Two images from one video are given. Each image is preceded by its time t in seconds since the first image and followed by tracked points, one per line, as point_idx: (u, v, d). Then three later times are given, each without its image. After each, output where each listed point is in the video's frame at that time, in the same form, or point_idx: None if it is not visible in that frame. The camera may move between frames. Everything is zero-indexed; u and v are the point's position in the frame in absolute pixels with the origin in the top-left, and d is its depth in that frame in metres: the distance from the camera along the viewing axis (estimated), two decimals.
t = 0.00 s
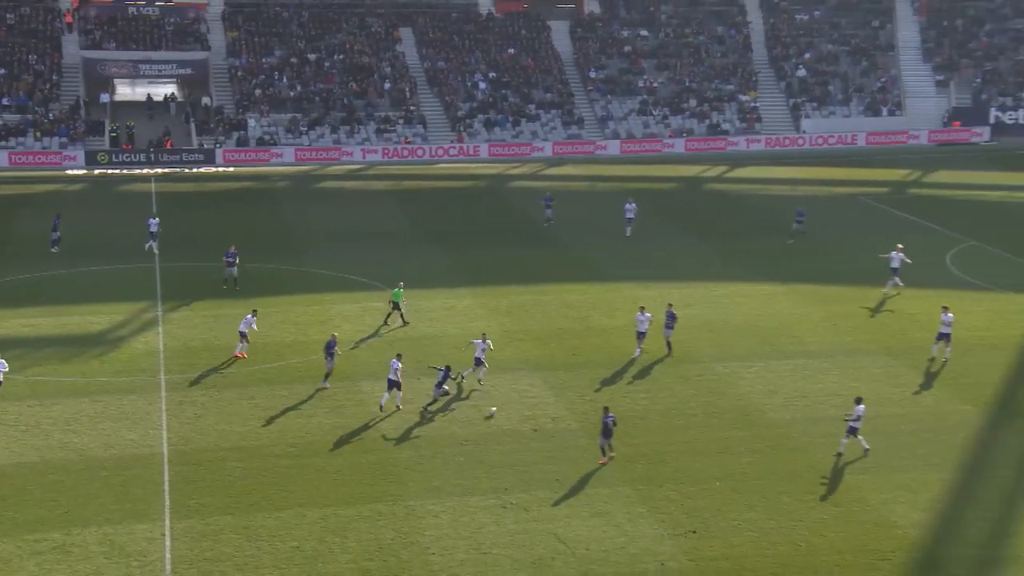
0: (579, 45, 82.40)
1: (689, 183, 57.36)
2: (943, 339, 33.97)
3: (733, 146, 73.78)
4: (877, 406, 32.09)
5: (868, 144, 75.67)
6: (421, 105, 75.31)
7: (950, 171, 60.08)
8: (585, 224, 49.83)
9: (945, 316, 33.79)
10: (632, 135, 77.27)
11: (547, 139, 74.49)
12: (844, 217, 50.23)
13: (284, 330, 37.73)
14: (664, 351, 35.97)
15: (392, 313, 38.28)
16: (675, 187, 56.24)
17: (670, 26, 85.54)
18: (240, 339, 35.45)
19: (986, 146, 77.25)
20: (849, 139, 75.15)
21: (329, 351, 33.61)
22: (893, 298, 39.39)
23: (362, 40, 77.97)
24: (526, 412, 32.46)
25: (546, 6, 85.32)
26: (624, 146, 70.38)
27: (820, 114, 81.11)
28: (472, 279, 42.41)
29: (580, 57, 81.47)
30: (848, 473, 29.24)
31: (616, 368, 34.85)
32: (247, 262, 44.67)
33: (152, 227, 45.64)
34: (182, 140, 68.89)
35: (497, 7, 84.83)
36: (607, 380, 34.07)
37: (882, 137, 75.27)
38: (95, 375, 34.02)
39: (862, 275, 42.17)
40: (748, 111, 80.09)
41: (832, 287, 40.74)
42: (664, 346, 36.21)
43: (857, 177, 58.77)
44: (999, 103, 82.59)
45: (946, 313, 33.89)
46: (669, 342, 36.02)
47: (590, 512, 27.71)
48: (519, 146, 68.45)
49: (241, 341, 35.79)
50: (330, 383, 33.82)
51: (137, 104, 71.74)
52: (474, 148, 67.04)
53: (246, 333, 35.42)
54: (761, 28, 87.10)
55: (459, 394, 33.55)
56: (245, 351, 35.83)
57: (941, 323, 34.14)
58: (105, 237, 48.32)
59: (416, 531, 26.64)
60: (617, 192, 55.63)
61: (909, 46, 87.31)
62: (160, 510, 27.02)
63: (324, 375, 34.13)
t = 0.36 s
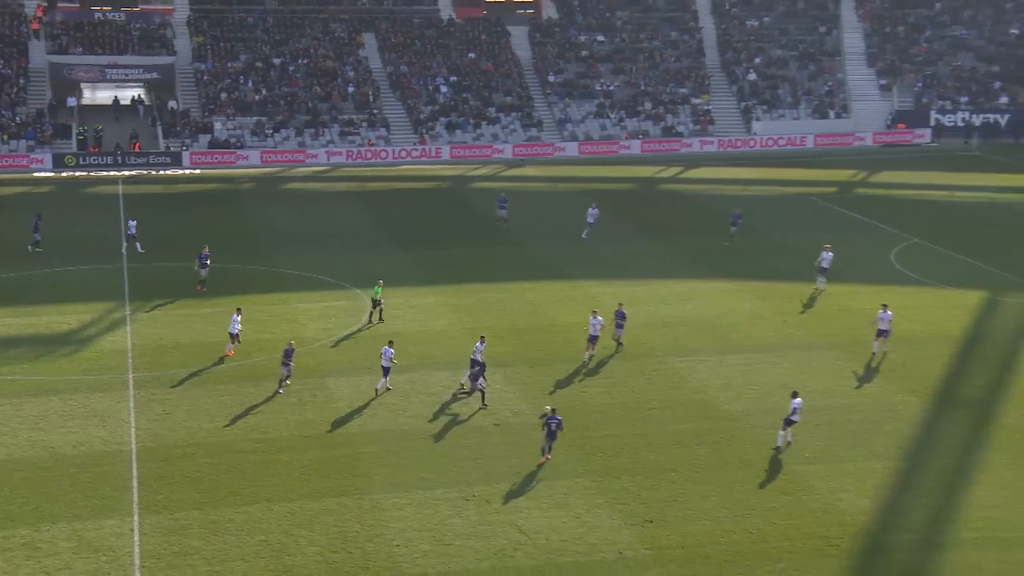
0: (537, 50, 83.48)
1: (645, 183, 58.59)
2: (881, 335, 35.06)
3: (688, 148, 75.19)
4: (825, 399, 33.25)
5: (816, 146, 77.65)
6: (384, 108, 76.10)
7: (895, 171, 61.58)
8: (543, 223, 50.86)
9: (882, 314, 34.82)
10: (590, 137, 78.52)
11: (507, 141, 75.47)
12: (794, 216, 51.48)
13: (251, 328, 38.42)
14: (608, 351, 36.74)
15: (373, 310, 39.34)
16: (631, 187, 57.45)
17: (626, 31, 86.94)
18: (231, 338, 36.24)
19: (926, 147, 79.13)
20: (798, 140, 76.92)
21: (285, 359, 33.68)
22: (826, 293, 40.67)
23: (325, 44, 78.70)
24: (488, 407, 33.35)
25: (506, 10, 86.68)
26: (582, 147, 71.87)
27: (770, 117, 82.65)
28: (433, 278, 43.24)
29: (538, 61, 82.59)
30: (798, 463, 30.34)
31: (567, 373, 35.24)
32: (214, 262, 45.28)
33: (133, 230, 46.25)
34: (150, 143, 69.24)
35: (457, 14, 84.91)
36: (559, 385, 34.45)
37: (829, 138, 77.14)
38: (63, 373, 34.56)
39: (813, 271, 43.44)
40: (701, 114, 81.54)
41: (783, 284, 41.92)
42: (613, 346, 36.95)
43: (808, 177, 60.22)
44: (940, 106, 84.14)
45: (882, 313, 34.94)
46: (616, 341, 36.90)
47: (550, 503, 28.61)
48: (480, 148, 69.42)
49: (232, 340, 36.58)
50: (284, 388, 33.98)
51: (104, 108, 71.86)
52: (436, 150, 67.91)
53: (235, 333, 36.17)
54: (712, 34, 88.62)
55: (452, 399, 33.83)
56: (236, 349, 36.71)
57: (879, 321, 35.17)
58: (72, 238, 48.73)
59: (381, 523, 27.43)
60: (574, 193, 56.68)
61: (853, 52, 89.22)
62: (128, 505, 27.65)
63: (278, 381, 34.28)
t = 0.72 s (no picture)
0: (485, 51, 84.56)
1: (590, 180, 59.93)
2: (819, 327, 36.40)
3: (631, 146, 76.75)
4: (763, 387, 34.65)
5: (753, 144, 79.56)
6: (337, 108, 76.78)
7: (828, 168, 63.27)
8: (490, 220, 51.97)
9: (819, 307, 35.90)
10: (537, 136, 79.75)
11: (456, 141, 76.43)
12: (731, 212, 52.86)
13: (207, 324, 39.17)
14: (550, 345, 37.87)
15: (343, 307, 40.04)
16: (577, 185, 58.80)
17: (570, 34, 88.36)
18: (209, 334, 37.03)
19: (853, 146, 80.34)
20: (736, 139, 78.83)
21: (239, 360, 34.15)
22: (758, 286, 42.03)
23: (278, 47, 79.22)
24: (439, 398, 34.39)
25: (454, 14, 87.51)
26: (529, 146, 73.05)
27: (710, 115, 84.21)
28: (383, 274, 44.15)
29: (486, 62, 83.68)
30: (738, 448, 31.67)
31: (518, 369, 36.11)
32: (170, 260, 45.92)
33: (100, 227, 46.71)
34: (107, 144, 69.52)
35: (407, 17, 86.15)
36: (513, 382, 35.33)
37: (766, 136, 79.38)
38: (21, 369, 35.10)
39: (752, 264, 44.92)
40: (643, 113, 83.11)
41: (722, 277, 43.32)
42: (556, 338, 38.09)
43: (746, 174, 61.86)
44: (868, 106, 85.67)
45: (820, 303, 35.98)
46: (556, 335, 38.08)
47: (501, 491, 29.68)
48: (430, 146, 70.31)
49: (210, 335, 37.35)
50: (239, 387, 34.56)
51: (59, 109, 71.93)
52: (387, 149, 68.80)
53: (213, 328, 36.94)
54: (653, 36, 90.08)
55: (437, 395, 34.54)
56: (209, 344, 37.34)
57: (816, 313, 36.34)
58: (27, 237, 49.07)
59: (336, 511, 28.34)
60: (521, 190, 57.82)
61: (787, 54, 90.62)
62: (87, 497, 28.37)
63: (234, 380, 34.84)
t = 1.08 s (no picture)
0: (429, 55, 85.56)
1: (532, 180, 61.20)
2: (762, 322, 37.76)
3: (571, 147, 78.27)
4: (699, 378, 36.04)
5: (688, 144, 80.78)
6: (285, 110, 77.32)
7: (759, 167, 65.05)
8: (436, 219, 53.01)
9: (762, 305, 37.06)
10: (480, 137, 80.67)
11: (402, 142, 77.28)
12: (666, 210, 54.27)
13: (157, 322, 39.84)
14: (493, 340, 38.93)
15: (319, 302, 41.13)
16: (518, 185, 60.05)
17: (510, 38, 89.51)
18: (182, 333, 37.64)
19: (780, 146, 81.43)
20: (671, 139, 80.39)
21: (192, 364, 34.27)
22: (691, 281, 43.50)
23: (225, 50, 79.60)
24: (387, 393, 35.35)
25: (399, 19, 89.28)
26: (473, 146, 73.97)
27: (646, 117, 85.14)
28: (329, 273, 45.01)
29: (430, 66, 84.66)
30: (675, 436, 32.99)
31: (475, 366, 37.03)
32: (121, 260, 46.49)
33: (63, 228, 47.51)
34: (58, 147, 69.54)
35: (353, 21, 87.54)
36: (473, 378, 36.23)
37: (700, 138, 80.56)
38: None
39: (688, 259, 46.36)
40: (582, 115, 84.34)
41: (659, 272, 44.71)
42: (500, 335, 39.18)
43: (682, 173, 63.45)
44: (795, 107, 86.44)
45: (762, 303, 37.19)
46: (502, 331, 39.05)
47: (447, 481, 30.70)
48: (375, 147, 71.13)
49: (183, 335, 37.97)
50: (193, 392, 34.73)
51: (6, 112, 71.82)
52: (334, 150, 69.57)
53: (186, 327, 37.59)
54: (591, 41, 91.55)
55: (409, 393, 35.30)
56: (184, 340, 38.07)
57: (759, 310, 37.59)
58: None
59: (286, 504, 29.19)
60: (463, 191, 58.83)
61: (718, 59, 91.94)
62: (39, 494, 29.01)
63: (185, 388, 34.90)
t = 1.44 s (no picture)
0: (376, 58, 85.46)
1: (479, 181, 61.62)
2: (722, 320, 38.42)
3: (517, 148, 78.74)
4: (644, 375, 36.71)
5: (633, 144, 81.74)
6: (232, 112, 77.05)
7: (701, 167, 66.08)
8: (384, 220, 53.27)
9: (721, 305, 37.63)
10: (427, 139, 81.03)
11: (350, 144, 77.52)
12: (608, 210, 54.93)
13: (104, 325, 39.73)
14: (453, 339, 39.50)
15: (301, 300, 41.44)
16: (465, 185, 60.43)
17: (456, 41, 89.20)
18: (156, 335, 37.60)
19: (722, 147, 82.36)
20: (615, 140, 81.09)
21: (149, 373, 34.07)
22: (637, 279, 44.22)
23: (171, 53, 79.18)
24: (336, 393, 35.58)
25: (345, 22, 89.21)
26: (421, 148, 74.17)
27: (591, 118, 86.07)
28: (277, 274, 45.17)
29: (377, 68, 84.60)
30: (622, 433, 33.57)
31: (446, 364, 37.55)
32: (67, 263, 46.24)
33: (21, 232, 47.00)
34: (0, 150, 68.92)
35: (300, 25, 86.98)
36: (450, 374, 36.80)
37: (644, 138, 81.44)
38: None
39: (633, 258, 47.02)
40: (528, 117, 84.82)
41: (603, 271, 45.36)
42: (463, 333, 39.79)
43: (626, 173, 64.16)
44: (737, 109, 87.52)
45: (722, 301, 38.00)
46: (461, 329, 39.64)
47: (398, 480, 30.99)
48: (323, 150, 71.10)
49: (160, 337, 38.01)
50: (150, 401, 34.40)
51: None
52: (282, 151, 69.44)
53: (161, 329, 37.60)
54: (536, 43, 91.53)
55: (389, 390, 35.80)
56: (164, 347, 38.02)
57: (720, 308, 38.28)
58: None
59: (236, 505, 29.32)
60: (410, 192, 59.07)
61: (661, 60, 91.99)
62: None
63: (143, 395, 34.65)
